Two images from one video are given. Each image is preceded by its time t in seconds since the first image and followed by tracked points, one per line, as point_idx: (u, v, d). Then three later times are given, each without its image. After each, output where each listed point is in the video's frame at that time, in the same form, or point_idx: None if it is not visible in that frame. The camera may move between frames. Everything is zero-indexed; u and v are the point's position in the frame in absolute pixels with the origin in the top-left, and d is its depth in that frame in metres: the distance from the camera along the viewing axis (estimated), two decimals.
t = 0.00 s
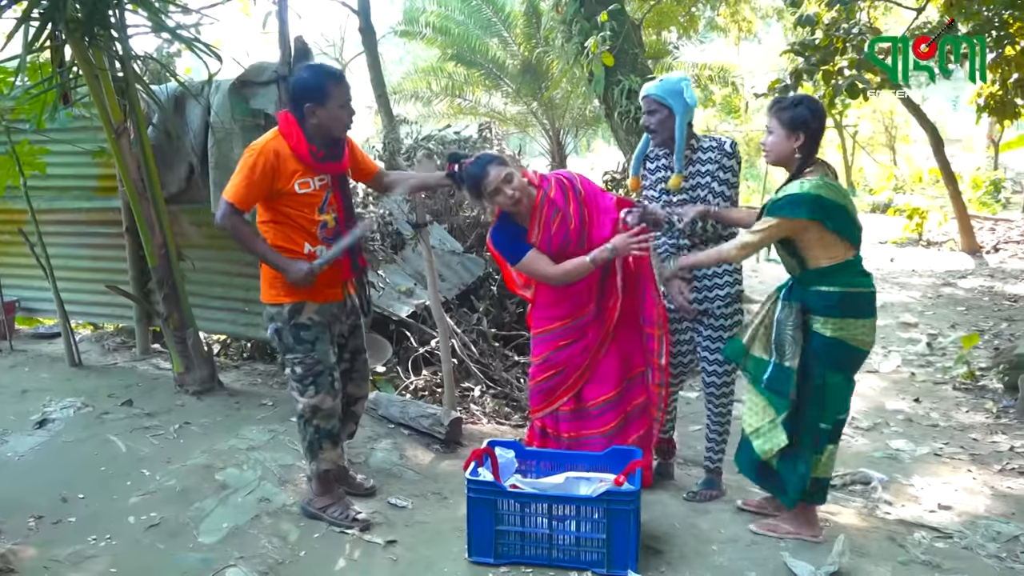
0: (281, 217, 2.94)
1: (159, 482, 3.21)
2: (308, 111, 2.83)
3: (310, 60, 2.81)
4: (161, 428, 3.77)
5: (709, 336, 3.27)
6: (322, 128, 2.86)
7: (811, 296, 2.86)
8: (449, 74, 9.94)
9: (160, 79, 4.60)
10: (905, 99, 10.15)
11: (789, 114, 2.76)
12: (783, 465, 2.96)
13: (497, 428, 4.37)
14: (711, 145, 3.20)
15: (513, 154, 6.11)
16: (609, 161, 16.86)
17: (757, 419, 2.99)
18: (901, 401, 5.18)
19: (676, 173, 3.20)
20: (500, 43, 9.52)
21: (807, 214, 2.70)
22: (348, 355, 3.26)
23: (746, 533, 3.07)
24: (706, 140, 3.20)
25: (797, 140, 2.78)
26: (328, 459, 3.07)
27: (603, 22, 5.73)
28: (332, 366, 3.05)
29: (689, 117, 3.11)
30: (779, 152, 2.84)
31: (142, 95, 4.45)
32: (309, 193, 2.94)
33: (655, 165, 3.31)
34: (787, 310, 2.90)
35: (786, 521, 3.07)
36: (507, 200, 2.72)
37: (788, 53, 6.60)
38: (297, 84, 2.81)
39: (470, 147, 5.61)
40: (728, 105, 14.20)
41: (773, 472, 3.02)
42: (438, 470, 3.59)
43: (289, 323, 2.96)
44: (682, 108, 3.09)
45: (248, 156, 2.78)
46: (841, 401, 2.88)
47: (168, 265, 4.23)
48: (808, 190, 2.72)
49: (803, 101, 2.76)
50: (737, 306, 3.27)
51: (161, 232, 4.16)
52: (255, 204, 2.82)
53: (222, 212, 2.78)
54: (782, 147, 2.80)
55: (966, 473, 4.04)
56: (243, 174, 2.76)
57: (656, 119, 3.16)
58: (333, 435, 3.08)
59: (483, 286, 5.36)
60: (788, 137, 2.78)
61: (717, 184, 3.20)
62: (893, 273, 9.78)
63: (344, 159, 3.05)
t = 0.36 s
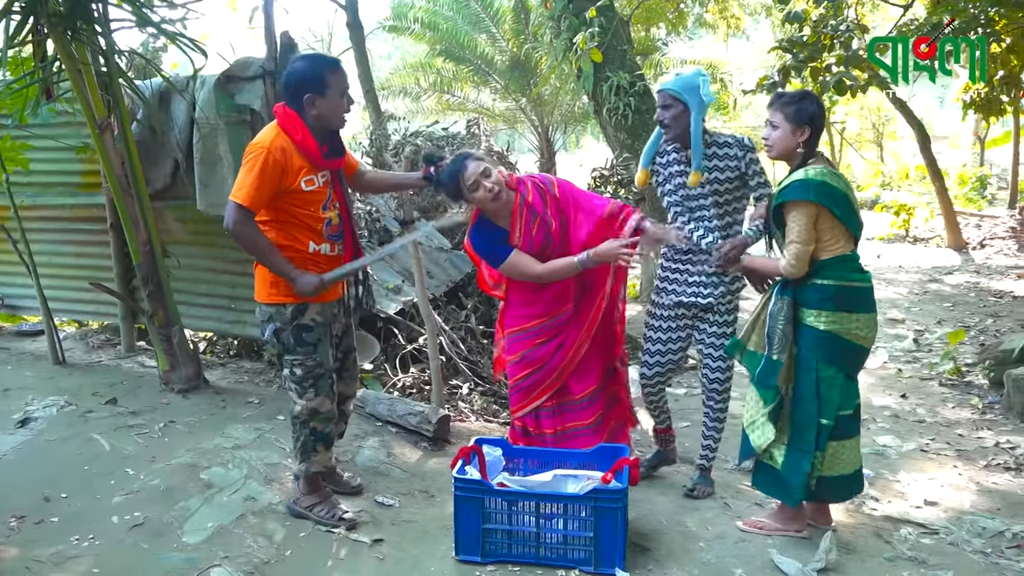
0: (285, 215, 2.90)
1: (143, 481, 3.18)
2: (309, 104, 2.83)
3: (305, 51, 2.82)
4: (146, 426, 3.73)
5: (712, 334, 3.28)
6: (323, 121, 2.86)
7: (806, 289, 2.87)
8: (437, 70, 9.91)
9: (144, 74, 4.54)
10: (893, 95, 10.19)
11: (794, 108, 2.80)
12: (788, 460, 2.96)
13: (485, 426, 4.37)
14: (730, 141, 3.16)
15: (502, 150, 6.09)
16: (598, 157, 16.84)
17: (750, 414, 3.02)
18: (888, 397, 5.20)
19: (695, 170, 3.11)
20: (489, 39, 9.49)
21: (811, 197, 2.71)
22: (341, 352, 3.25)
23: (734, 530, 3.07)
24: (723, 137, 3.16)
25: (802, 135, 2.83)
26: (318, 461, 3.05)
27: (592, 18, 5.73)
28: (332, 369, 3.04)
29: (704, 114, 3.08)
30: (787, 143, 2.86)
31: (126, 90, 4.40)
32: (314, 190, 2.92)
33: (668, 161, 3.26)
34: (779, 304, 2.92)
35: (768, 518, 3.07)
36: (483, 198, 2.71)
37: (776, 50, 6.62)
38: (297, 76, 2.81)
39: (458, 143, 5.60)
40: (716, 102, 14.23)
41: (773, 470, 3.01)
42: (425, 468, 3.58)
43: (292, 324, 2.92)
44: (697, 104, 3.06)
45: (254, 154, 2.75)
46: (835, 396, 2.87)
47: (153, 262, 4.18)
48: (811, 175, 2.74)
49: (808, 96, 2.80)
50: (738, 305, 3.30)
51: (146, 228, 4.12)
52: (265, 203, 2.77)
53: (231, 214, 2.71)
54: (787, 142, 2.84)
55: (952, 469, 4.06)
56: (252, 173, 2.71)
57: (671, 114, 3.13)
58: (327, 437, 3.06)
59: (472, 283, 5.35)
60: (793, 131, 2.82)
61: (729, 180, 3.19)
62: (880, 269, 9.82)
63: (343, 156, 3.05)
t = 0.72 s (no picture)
0: (297, 217, 2.83)
1: (130, 487, 3.13)
2: (311, 98, 2.78)
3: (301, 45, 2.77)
4: (133, 430, 3.68)
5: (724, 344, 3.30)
6: (325, 117, 2.83)
7: (789, 291, 2.87)
8: (431, 71, 9.88)
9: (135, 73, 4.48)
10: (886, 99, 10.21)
11: (799, 108, 2.79)
12: (765, 457, 2.97)
13: (478, 430, 4.34)
14: (745, 162, 3.21)
15: (496, 152, 6.06)
16: (592, 160, 16.80)
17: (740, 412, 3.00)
18: (882, 401, 5.19)
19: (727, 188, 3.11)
20: (483, 40, 9.46)
21: (799, 190, 2.70)
22: (357, 350, 3.18)
23: (730, 537, 3.04)
24: (740, 157, 3.20)
25: (807, 135, 2.81)
26: (307, 463, 2.96)
27: (587, 20, 5.72)
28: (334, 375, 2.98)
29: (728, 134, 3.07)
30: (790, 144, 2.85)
31: (115, 89, 4.35)
32: (325, 187, 2.86)
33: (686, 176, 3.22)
34: (767, 303, 2.90)
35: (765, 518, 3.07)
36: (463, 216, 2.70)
37: (770, 53, 6.61)
38: (297, 71, 2.76)
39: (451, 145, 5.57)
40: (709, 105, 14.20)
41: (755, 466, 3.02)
42: (417, 474, 3.54)
43: (298, 329, 2.85)
44: (723, 123, 3.05)
45: (270, 155, 2.67)
46: (814, 401, 2.84)
47: (142, 263, 4.13)
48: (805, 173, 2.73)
49: (812, 95, 2.80)
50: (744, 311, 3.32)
51: (135, 229, 4.07)
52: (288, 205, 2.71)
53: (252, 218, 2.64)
54: (791, 140, 2.82)
55: (946, 474, 4.04)
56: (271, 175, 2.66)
57: (695, 128, 3.09)
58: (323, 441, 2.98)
59: (464, 286, 5.31)
60: (798, 131, 2.80)
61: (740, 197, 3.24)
62: (873, 273, 9.83)
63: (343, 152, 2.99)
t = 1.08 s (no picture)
0: (310, 221, 2.77)
1: (114, 493, 3.06)
2: (335, 104, 2.72)
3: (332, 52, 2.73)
4: (118, 434, 3.60)
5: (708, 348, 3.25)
6: (349, 124, 2.76)
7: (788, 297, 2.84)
8: (423, 71, 9.81)
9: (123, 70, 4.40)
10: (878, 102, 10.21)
11: (805, 124, 2.75)
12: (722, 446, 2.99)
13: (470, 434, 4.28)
14: (734, 158, 3.14)
15: (489, 153, 6.01)
16: (585, 162, 16.73)
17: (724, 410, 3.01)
18: (876, 406, 5.15)
19: (695, 180, 3.15)
20: (475, 40, 9.40)
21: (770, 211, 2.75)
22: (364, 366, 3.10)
23: (727, 546, 3.00)
24: (727, 154, 3.14)
25: (813, 150, 2.78)
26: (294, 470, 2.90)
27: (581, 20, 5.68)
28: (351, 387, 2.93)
29: (713, 127, 3.09)
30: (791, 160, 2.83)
31: (102, 85, 4.27)
32: (341, 193, 2.79)
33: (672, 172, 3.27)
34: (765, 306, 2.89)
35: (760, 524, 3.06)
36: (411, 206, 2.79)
37: (764, 55, 6.57)
38: (325, 77, 2.71)
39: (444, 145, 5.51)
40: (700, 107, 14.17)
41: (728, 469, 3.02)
42: (409, 480, 3.48)
43: (316, 338, 2.83)
44: (708, 117, 3.07)
45: (281, 157, 2.62)
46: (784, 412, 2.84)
47: (129, 263, 4.05)
48: (792, 194, 2.73)
49: (817, 110, 2.76)
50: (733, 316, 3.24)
51: (121, 228, 3.99)
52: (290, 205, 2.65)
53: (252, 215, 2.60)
54: (797, 157, 2.80)
55: (942, 481, 4.01)
56: (280, 175, 2.60)
57: (681, 121, 3.12)
58: (336, 454, 2.91)
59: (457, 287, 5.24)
60: (804, 147, 2.78)
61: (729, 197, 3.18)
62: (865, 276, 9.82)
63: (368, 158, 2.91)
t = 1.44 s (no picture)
0: (311, 225, 2.70)
1: (97, 507, 2.97)
2: (337, 106, 2.67)
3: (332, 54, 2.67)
4: (102, 446, 3.52)
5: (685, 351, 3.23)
6: (351, 127, 2.72)
7: (743, 294, 2.87)
8: (408, 72, 9.74)
9: (103, 73, 4.31)
10: (863, 101, 10.23)
11: (777, 111, 2.73)
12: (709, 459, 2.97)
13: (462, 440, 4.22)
14: (701, 156, 3.14)
15: (477, 154, 5.96)
16: (571, 162, 16.69)
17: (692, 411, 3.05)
18: (868, 405, 5.14)
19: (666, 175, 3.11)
20: (460, 41, 9.32)
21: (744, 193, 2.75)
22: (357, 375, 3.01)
23: (725, 552, 2.95)
24: (694, 151, 3.14)
25: (782, 139, 2.76)
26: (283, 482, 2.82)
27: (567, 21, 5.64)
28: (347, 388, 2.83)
29: (682, 121, 3.10)
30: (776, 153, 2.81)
31: (81, 89, 4.18)
32: (343, 196, 2.72)
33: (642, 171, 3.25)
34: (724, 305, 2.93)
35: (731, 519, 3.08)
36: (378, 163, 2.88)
37: (750, 54, 6.55)
38: (325, 79, 2.66)
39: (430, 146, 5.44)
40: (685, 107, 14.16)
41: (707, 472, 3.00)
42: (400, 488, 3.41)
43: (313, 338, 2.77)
44: (677, 111, 3.07)
45: (286, 159, 2.56)
46: (755, 409, 2.80)
47: (110, 270, 3.96)
48: (763, 178, 2.74)
49: (790, 98, 2.74)
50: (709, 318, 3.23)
51: (102, 235, 3.90)
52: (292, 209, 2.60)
53: (256, 219, 2.57)
54: (767, 143, 2.77)
55: (937, 481, 3.99)
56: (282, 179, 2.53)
57: (650, 116, 3.12)
58: (326, 458, 2.82)
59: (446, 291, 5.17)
60: (775, 133, 2.75)
61: (699, 199, 3.16)
62: (852, 274, 9.83)
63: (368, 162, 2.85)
